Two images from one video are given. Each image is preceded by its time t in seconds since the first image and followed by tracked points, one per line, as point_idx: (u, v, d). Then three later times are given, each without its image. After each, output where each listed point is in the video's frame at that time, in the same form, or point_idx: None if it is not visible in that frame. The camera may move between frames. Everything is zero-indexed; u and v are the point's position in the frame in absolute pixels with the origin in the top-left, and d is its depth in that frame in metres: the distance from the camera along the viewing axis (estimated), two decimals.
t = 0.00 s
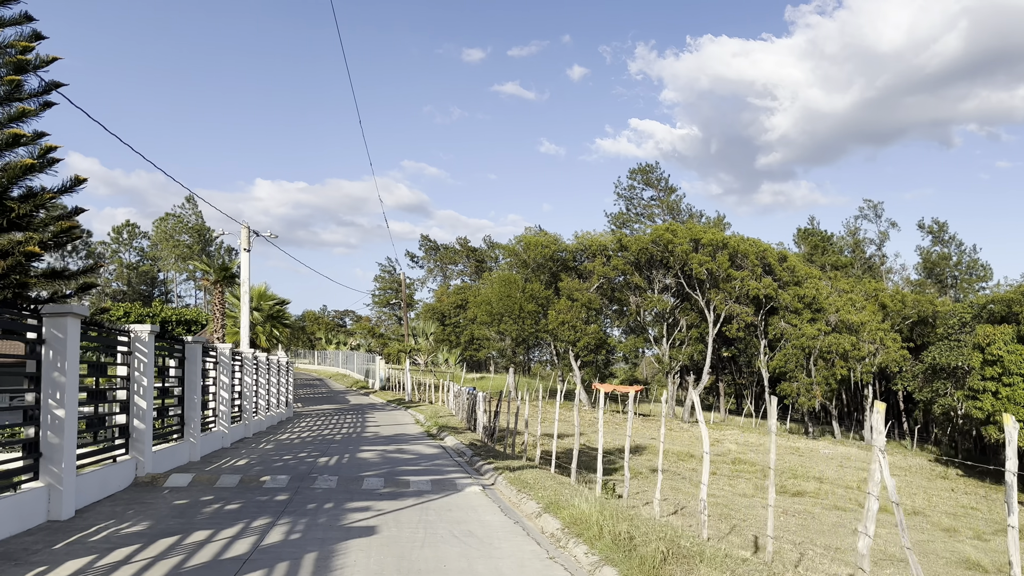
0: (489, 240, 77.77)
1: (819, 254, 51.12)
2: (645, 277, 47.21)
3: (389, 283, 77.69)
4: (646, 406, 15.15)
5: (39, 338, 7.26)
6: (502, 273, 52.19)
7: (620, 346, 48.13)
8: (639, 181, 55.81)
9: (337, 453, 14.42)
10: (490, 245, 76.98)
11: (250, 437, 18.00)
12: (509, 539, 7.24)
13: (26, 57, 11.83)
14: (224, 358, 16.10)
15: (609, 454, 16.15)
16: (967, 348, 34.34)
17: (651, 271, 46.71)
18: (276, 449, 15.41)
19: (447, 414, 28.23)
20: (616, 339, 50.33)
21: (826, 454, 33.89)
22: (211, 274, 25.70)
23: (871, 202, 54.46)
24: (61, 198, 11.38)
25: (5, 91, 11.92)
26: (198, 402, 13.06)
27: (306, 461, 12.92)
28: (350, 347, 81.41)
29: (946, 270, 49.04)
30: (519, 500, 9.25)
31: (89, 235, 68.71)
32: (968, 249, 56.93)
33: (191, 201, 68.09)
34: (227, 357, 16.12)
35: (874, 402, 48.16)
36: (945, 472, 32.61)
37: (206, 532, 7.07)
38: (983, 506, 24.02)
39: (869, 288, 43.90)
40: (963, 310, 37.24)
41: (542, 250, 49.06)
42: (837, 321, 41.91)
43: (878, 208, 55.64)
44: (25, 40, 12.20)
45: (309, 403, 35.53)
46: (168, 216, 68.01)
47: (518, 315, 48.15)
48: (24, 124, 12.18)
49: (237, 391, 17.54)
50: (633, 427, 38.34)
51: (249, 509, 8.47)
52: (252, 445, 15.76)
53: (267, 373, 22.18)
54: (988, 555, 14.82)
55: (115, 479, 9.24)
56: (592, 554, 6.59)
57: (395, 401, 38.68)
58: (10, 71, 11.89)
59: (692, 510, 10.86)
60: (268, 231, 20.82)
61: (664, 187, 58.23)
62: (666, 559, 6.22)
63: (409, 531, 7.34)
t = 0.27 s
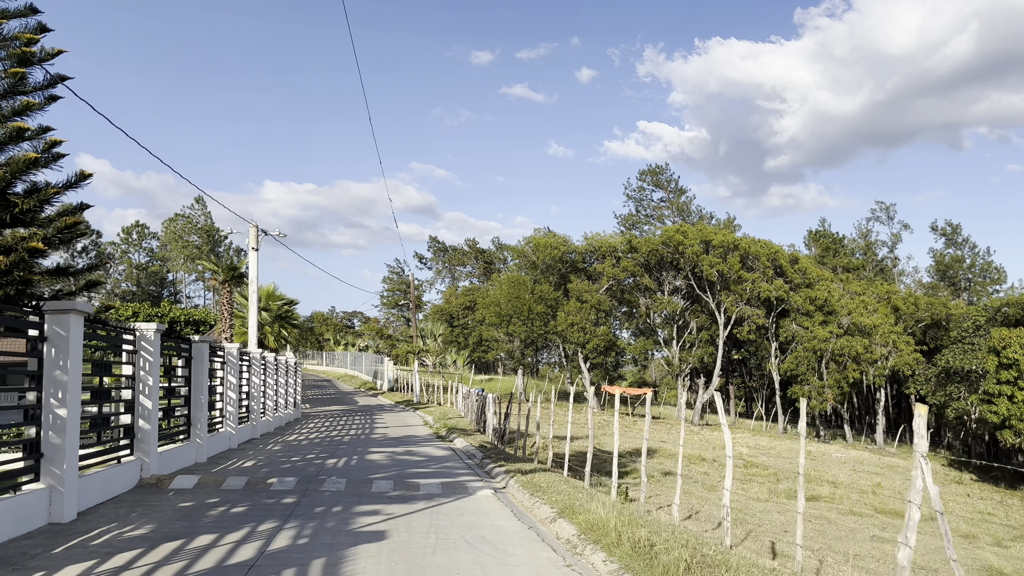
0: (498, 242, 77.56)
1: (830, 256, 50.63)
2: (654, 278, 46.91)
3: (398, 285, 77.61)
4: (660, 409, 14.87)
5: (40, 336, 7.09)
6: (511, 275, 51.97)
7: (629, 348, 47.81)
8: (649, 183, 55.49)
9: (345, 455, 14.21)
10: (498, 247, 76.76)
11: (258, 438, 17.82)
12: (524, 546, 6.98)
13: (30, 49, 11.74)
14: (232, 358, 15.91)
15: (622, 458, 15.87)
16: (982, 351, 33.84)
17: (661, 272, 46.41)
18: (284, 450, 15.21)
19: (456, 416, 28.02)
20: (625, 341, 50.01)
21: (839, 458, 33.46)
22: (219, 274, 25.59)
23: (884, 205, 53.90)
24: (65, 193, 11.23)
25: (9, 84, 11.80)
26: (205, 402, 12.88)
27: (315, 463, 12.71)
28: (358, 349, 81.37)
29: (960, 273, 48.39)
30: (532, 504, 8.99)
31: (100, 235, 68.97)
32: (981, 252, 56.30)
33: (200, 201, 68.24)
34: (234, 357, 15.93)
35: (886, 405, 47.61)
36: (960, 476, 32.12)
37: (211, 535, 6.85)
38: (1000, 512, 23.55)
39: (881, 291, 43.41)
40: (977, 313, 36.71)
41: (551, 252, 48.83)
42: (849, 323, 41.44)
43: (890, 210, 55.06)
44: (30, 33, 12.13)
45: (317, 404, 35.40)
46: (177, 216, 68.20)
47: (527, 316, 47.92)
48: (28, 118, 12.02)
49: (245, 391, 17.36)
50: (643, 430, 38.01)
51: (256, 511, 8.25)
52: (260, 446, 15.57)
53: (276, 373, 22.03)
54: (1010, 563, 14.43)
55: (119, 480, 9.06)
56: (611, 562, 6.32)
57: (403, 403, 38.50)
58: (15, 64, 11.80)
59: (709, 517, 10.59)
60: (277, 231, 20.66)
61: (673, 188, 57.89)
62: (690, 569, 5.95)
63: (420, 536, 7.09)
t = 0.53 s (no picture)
0: (508, 244, 77.30)
1: (844, 259, 50.04)
2: (666, 281, 46.57)
3: (408, 286, 77.53)
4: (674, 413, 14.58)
5: (43, 335, 6.90)
6: (521, 276, 51.71)
7: (639, 350, 47.45)
8: (660, 185, 55.07)
9: (355, 458, 13.98)
10: (508, 248, 76.51)
11: (266, 440, 17.63)
12: (540, 555, 6.71)
13: (36, 42, 11.63)
14: (241, 359, 15.72)
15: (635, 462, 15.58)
16: (998, 355, 33.29)
17: (672, 275, 46.07)
18: (292, 452, 15.01)
19: (466, 418, 27.77)
20: (636, 344, 49.64)
21: (853, 463, 32.96)
22: (228, 274, 25.46)
23: (898, 207, 53.21)
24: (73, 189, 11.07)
25: (14, 77, 11.64)
26: (213, 404, 12.71)
27: (324, 466, 12.49)
28: (368, 350, 81.31)
29: (975, 276, 47.64)
30: (547, 511, 8.73)
31: (112, 236, 69.24)
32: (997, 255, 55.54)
33: (211, 202, 68.39)
34: (243, 358, 15.74)
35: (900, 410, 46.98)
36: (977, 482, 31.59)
37: (216, 542, 6.63)
38: (1020, 519, 23.04)
39: (895, 294, 42.84)
40: (993, 317, 36.11)
41: (562, 253, 48.54)
42: (864, 327, 40.89)
43: (904, 213, 54.40)
44: (35, 26, 12.02)
45: (326, 405, 35.24)
46: (188, 217, 68.40)
47: (537, 318, 47.62)
48: (33, 113, 11.81)
49: (254, 392, 17.18)
50: (654, 433, 37.64)
51: (263, 517, 8.02)
52: (268, 448, 15.38)
53: (285, 374, 21.85)
54: None
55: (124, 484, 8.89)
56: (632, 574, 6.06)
57: (413, 404, 38.31)
58: (20, 57, 11.67)
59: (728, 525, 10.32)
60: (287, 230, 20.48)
61: (685, 190, 57.48)
62: None
63: (432, 544, 6.84)
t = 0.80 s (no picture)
0: (517, 244, 77.04)
1: (856, 259, 49.48)
2: (676, 281, 46.23)
3: (417, 286, 77.42)
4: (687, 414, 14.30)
5: (42, 331, 6.72)
6: (531, 276, 51.44)
7: (649, 351, 47.11)
8: (670, 185, 54.67)
9: (363, 458, 13.77)
10: (517, 248, 76.26)
11: (274, 439, 17.46)
12: (554, 561, 6.44)
13: (38, 31, 11.58)
14: (248, 357, 15.53)
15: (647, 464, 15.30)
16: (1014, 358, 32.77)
17: (683, 275, 45.74)
18: (299, 452, 14.81)
19: (475, 418, 27.54)
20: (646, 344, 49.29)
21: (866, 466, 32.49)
22: (237, 272, 25.34)
23: (911, 207, 52.57)
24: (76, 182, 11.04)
25: (16, 67, 11.57)
26: (219, 402, 12.55)
27: (331, 466, 12.27)
28: (377, 349, 81.26)
29: (991, 278, 46.73)
30: (559, 514, 8.47)
31: (122, 234, 69.49)
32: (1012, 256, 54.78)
33: (221, 201, 68.51)
34: (250, 356, 15.54)
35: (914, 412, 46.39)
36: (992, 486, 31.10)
37: (218, 545, 6.41)
38: None
39: (909, 295, 42.27)
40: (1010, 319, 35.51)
41: (572, 253, 48.27)
42: (877, 328, 40.39)
43: (918, 213, 53.73)
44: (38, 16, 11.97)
45: (335, 405, 35.09)
46: (198, 216, 68.60)
47: (547, 318, 47.32)
48: (35, 103, 11.74)
49: (261, 391, 16.99)
50: (665, 435, 37.29)
51: (267, 518, 7.80)
52: (276, 448, 15.18)
53: (293, 372, 21.69)
54: None
55: (126, 483, 8.72)
56: None
57: (421, 404, 38.10)
58: (22, 46, 11.63)
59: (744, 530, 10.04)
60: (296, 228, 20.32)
61: (696, 190, 57.06)
62: None
63: (441, 549, 6.59)
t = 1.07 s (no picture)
0: (525, 241, 76.75)
1: (869, 257, 48.94)
2: (686, 279, 45.89)
3: (425, 283, 77.28)
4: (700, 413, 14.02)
5: (38, 324, 6.52)
6: (539, 274, 51.15)
7: (659, 349, 46.77)
8: (680, 182, 54.22)
9: (369, 456, 13.55)
10: (526, 245, 75.99)
11: (280, 436, 17.27)
12: (566, 567, 6.17)
13: (38, 18, 11.44)
14: (254, 353, 15.31)
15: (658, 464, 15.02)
16: None
17: (693, 273, 45.38)
18: (305, 450, 14.61)
19: (483, 416, 27.30)
20: (655, 342, 48.93)
21: (878, 466, 32.05)
22: (243, 267, 25.17)
23: (925, 205, 51.94)
24: (76, 175, 10.89)
25: (15, 54, 11.42)
26: (224, 399, 12.37)
27: (337, 465, 12.05)
28: (385, 346, 81.19)
29: (1005, 276, 46.14)
30: (571, 517, 8.20)
31: (131, 231, 69.67)
32: None
33: (230, 197, 68.57)
34: (256, 352, 15.32)
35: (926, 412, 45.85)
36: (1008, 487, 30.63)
37: (218, 547, 6.18)
38: None
39: (922, 294, 41.74)
40: None
41: (580, 250, 47.98)
42: (889, 327, 39.91)
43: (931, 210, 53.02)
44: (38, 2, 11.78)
45: (342, 402, 34.97)
46: (207, 212, 68.74)
47: (556, 316, 47.03)
48: (34, 92, 11.62)
49: (267, 388, 16.81)
50: (674, 434, 36.98)
51: (270, 519, 7.58)
52: (281, 446, 14.98)
53: (300, 369, 21.51)
54: None
55: (126, 482, 8.55)
56: None
57: (429, 401, 37.93)
58: (22, 33, 11.49)
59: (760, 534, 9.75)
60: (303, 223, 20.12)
61: (706, 187, 56.60)
62: None
63: (449, 553, 6.33)
